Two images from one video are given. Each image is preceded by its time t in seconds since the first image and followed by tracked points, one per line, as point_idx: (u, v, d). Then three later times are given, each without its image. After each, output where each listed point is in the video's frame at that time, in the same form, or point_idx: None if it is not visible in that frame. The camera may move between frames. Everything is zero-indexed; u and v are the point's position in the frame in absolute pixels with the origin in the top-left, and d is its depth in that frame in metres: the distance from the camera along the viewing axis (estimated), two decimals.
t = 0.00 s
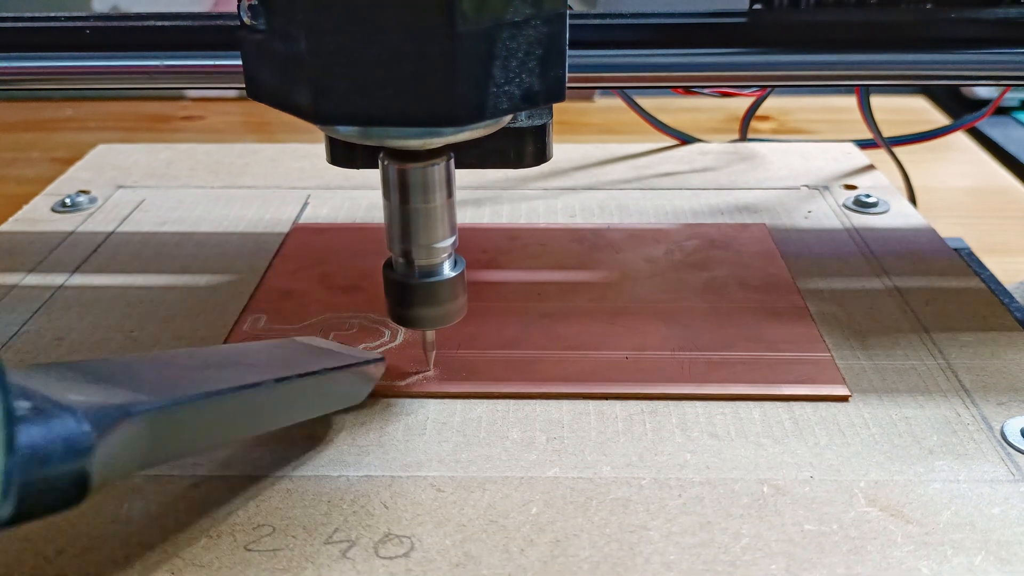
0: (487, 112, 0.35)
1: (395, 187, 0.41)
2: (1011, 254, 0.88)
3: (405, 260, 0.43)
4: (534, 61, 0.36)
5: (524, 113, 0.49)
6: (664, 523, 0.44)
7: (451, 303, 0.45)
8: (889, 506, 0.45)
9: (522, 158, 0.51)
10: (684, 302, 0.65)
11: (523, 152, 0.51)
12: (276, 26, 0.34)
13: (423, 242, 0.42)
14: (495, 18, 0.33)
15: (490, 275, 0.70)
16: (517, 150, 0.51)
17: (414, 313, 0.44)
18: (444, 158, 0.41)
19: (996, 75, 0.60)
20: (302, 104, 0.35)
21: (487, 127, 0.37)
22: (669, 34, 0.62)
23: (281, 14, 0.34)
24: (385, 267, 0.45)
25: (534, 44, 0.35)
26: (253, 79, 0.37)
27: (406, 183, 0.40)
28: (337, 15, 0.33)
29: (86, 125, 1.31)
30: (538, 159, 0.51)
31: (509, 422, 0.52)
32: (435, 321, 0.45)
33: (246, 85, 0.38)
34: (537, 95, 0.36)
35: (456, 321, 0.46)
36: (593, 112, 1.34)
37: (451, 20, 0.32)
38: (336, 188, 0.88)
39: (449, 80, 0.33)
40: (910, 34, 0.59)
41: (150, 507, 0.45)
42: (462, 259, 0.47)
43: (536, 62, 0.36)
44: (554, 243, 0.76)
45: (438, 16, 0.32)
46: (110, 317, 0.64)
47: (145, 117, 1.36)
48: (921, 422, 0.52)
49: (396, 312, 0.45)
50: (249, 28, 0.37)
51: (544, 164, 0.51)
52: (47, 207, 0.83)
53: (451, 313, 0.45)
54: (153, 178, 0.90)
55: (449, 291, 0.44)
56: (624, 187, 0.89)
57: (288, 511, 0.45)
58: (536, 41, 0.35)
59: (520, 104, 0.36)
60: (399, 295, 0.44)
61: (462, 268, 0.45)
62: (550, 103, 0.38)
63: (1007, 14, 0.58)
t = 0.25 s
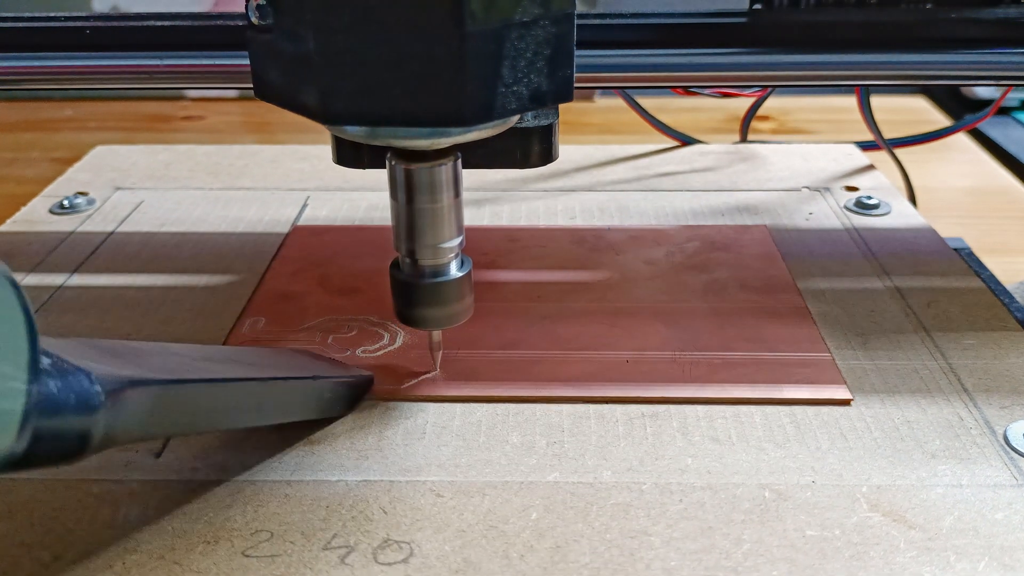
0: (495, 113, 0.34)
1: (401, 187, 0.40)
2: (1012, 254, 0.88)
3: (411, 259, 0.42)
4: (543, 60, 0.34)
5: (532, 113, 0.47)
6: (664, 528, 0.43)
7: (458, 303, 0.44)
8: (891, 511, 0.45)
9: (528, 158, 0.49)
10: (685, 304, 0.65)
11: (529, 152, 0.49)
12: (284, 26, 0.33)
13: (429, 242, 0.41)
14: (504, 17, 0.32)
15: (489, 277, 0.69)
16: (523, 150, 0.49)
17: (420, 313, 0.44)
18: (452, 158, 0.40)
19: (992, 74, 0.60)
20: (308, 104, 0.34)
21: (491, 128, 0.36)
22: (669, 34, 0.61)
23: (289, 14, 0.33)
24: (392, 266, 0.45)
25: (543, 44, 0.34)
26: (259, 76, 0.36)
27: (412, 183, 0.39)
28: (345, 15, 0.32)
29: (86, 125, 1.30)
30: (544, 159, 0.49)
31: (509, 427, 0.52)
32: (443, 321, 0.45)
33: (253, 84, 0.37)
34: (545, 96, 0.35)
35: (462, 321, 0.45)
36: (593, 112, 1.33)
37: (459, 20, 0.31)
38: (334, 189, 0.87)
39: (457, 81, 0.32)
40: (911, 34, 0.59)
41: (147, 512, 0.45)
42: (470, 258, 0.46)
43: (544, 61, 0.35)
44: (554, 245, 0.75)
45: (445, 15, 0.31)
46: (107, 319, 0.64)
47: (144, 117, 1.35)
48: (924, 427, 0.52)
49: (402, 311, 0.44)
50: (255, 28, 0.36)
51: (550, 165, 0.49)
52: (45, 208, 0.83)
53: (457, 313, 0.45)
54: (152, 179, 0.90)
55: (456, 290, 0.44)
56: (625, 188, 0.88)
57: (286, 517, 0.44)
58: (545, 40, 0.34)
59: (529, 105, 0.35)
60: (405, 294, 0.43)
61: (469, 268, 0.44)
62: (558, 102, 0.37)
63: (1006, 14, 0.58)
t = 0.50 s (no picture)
0: (504, 113, 0.33)
1: (408, 187, 0.39)
2: (1013, 254, 0.87)
3: (417, 259, 0.42)
4: (551, 61, 0.34)
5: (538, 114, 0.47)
6: (666, 534, 0.43)
7: (463, 303, 0.44)
8: (894, 516, 0.44)
9: (535, 158, 0.49)
10: (687, 306, 0.64)
11: (535, 152, 0.49)
12: (292, 25, 0.32)
13: (435, 242, 0.41)
14: (513, 18, 0.32)
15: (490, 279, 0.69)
16: (529, 151, 0.49)
17: (425, 313, 0.43)
18: (459, 158, 0.40)
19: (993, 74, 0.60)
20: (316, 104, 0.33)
21: (498, 129, 0.36)
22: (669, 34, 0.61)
23: (297, 14, 0.32)
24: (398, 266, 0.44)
25: (551, 44, 0.34)
26: (266, 75, 0.34)
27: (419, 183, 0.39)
28: (355, 14, 0.31)
29: (86, 125, 1.30)
30: (550, 159, 0.49)
31: (508, 431, 0.51)
32: (448, 321, 0.44)
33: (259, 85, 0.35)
34: (553, 96, 0.35)
35: (468, 321, 0.45)
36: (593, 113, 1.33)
37: (467, 20, 0.31)
38: (333, 191, 0.87)
39: (466, 80, 0.32)
40: (911, 34, 0.58)
41: (144, 517, 0.45)
42: (476, 259, 0.45)
43: (553, 62, 0.34)
44: (554, 247, 0.75)
45: (454, 16, 0.31)
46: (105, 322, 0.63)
47: (143, 117, 1.35)
48: (927, 431, 0.51)
49: (407, 310, 0.44)
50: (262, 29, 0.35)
51: (556, 164, 0.50)
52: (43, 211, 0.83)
53: (463, 313, 0.44)
54: (150, 181, 0.89)
55: (461, 290, 0.43)
56: (625, 189, 0.88)
57: (284, 522, 0.44)
58: (553, 41, 0.34)
59: (536, 105, 0.35)
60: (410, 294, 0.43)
61: (475, 269, 0.44)
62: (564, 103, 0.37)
63: (1008, 13, 0.57)
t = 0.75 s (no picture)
0: (513, 113, 0.33)
1: (416, 187, 0.39)
2: (1014, 254, 0.87)
3: (425, 260, 0.42)
4: (560, 60, 0.34)
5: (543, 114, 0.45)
6: (666, 539, 0.43)
7: (471, 304, 0.43)
8: (896, 521, 0.44)
9: (541, 158, 0.48)
10: (688, 308, 0.64)
11: (541, 152, 0.47)
12: (298, 26, 0.32)
13: (443, 242, 0.41)
14: (522, 17, 0.32)
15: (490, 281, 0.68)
16: (535, 151, 0.47)
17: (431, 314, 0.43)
18: (467, 158, 0.40)
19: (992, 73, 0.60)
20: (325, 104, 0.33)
21: (509, 128, 0.36)
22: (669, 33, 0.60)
23: (305, 14, 0.32)
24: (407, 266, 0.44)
25: (560, 44, 0.34)
26: (271, 75, 0.34)
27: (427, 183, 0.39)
28: (363, 14, 0.31)
29: (85, 125, 1.30)
30: (556, 159, 0.47)
31: (508, 435, 0.51)
32: (461, 320, 0.44)
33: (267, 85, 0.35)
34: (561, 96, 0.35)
35: (477, 320, 0.44)
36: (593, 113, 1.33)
37: (477, 20, 0.30)
38: (332, 193, 0.86)
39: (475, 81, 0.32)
40: (911, 34, 0.58)
41: (141, 523, 0.44)
42: (483, 259, 0.45)
43: (561, 62, 0.34)
44: (554, 248, 0.74)
45: (464, 16, 0.30)
46: (103, 325, 0.63)
47: (142, 117, 1.35)
48: (929, 435, 0.51)
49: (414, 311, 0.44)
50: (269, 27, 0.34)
51: (563, 164, 0.48)
52: (41, 212, 0.82)
53: (472, 313, 0.44)
54: (148, 182, 0.89)
55: (469, 291, 0.43)
56: (625, 190, 0.87)
57: (282, 528, 0.44)
58: (562, 40, 0.34)
59: (544, 105, 0.35)
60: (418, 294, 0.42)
61: (483, 269, 0.44)
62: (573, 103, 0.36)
63: (1006, 13, 0.56)
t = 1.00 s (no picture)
0: (517, 113, 0.34)
1: (420, 187, 0.39)
2: (1016, 254, 0.87)
3: (429, 260, 0.42)
4: (564, 61, 0.34)
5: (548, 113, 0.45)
6: (667, 546, 0.42)
7: (474, 303, 0.43)
8: (899, 528, 0.44)
9: (543, 158, 0.47)
10: (689, 310, 0.64)
11: (544, 153, 0.47)
12: (304, 25, 0.33)
13: (447, 242, 0.41)
14: (527, 17, 0.32)
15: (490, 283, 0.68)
16: (538, 151, 0.47)
17: (434, 313, 0.43)
18: (470, 158, 0.40)
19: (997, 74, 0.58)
20: (331, 105, 0.34)
21: (513, 127, 0.36)
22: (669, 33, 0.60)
23: (310, 14, 0.33)
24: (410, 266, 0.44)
25: (565, 44, 0.34)
26: (279, 76, 0.35)
27: (431, 182, 0.39)
28: (368, 15, 0.32)
29: (85, 125, 1.29)
30: (560, 159, 0.47)
31: (508, 439, 0.51)
32: (460, 321, 0.44)
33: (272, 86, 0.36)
34: (566, 96, 0.35)
35: (479, 321, 0.44)
36: (593, 113, 1.32)
37: (482, 20, 0.31)
38: (331, 194, 0.86)
39: (479, 80, 0.32)
40: (910, 35, 0.58)
41: (138, 529, 0.44)
42: (487, 258, 0.45)
43: (566, 62, 0.34)
44: (554, 250, 0.74)
45: (468, 16, 0.31)
46: (101, 328, 0.63)
47: (142, 117, 1.34)
48: (932, 440, 0.50)
49: (416, 311, 0.43)
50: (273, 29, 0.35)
51: (565, 165, 0.47)
52: (39, 214, 0.82)
53: (473, 313, 0.44)
54: (147, 184, 0.89)
55: (473, 291, 0.43)
56: (625, 191, 0.87)
57: (280, 534, 0.43)
58: (566, 40, 0.34)
59: (549, 104, 0.35)
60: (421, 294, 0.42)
61: (487, 268, 0.44)
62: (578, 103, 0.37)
63: (1007, 13, 0.56)
